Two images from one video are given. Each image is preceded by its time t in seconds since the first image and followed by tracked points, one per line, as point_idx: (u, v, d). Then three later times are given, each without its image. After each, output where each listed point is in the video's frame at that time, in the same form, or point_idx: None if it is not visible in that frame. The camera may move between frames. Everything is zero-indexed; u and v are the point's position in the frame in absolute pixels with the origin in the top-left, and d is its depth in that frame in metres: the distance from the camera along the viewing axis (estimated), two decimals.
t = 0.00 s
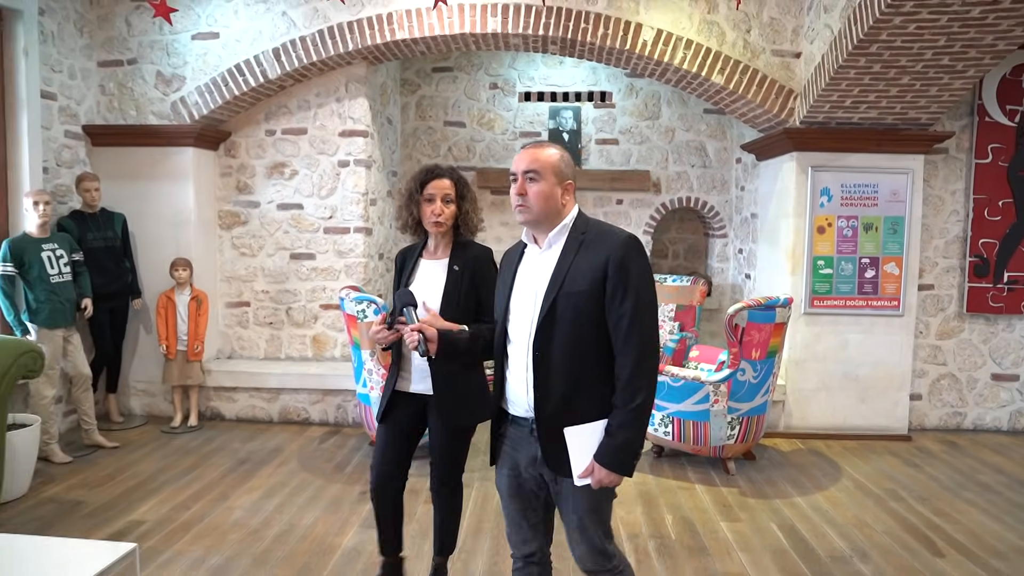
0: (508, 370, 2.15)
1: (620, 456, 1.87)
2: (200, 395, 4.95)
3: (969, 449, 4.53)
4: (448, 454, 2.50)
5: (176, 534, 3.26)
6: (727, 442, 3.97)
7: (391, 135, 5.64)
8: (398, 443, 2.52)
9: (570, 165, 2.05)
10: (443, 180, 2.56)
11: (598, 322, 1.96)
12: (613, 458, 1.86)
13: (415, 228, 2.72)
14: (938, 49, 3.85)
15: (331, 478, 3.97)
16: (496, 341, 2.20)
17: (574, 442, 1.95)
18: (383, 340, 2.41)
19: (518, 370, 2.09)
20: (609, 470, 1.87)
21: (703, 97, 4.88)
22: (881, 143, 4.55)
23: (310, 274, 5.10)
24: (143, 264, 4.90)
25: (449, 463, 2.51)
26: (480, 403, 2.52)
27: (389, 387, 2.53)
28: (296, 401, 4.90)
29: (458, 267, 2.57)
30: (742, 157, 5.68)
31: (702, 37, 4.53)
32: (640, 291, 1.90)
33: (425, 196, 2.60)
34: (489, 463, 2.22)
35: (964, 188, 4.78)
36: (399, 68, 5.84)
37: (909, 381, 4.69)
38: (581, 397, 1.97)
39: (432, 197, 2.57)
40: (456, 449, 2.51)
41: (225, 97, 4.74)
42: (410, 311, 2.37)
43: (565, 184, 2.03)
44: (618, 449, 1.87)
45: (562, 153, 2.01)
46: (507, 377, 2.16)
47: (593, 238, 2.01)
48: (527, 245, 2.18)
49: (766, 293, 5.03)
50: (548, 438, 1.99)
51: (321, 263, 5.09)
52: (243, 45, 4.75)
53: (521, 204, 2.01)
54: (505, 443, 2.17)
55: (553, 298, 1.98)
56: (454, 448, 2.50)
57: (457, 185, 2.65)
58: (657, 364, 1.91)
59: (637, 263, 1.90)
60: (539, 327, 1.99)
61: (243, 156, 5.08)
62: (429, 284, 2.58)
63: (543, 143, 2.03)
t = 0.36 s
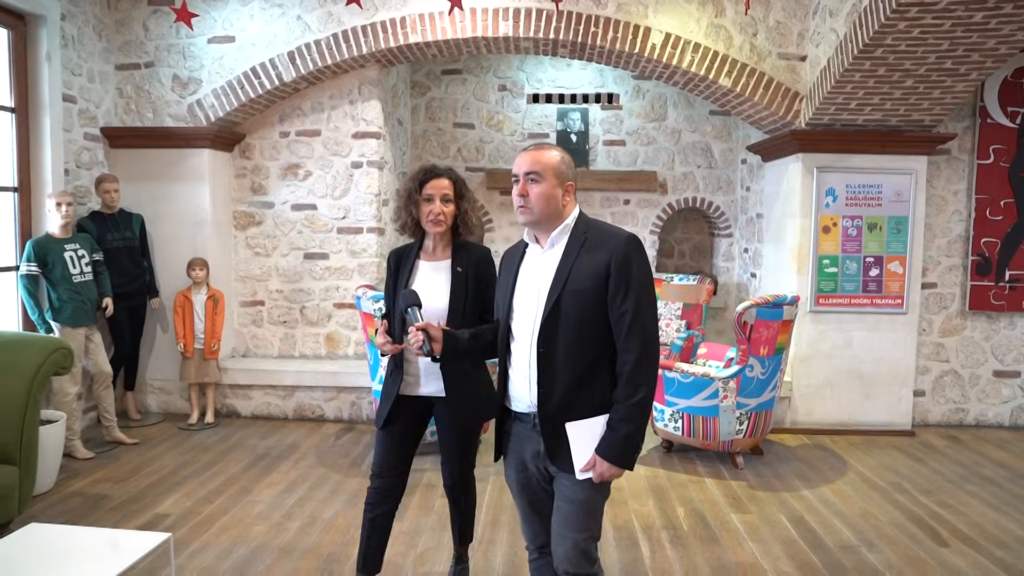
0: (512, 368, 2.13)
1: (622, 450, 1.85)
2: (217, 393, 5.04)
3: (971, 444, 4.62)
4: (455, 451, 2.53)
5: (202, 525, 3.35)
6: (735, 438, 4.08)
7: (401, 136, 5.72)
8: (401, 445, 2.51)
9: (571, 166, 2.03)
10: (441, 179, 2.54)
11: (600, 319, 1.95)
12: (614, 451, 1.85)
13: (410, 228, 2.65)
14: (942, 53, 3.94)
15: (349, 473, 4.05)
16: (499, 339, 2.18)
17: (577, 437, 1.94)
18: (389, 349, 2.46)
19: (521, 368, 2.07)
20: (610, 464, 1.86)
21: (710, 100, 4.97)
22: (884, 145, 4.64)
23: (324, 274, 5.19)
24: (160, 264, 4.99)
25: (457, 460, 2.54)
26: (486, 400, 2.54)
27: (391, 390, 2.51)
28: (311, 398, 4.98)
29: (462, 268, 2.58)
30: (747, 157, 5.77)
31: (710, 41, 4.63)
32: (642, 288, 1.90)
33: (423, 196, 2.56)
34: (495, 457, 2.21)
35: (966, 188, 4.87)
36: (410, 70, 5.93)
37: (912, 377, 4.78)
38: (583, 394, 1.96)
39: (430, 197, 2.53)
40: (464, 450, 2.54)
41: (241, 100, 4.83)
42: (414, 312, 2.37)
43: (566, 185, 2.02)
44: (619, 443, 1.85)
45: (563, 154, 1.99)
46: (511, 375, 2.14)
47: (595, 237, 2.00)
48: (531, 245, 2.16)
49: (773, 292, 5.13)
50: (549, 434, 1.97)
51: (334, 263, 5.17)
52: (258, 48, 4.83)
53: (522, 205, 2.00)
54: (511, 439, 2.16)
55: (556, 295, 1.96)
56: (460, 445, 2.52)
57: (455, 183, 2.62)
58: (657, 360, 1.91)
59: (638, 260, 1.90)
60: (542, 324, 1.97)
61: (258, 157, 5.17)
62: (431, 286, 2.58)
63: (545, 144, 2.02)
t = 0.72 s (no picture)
0: (526, 375, 2.03)
1: (642, 461, 1.76)
2: (231, 392, 5.10)
3: (976, 441, 4.69)
4: (443, 451, 2.45)
5: (224, 522, 3.41)
6: (745, 435, 4.13)
7: (411, 138, 5.78)
8: (388, 453, 2.41)
9: (591, 167, 1.93)
10: (422, 174, 2.48)
11: (622, 327, 1.85)
12: (633, 463, 1.76)
13: (385, 224, 2.50)
14: (948, 56, 4.01)
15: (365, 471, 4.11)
16: (513, 344, 2.07)
17: (594, 447, 1.85)
18: (385, 356, 2.30)
19: (537, 376, 1.96)
20: (629, 475, 1.77)
21: (718, 101, 5.04)
22: (890, 146, 4.70)
23: (336, 274, 5.25)
24: (174, 265, 5.04)
25: (446, 461, 2.46)
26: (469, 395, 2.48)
27: (371, 398, 2.38)
28: (324, 397, 5.04)
29: (441, 264, 2.48)
30: (753, 158, 5.83)
31: (718, 44, 4.69)
32: (665, 296, 1.80)
33: (403, 189, 2.45)
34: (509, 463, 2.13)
35: (971, 189, 4.93)
36: (419, 72, 5.98)
37: (918, 375, 4.85)
38: (602, 403, 1.86)
39: (412, 190, 2.45)
40: (457, 452, 2.47)
41: (255, 102, 4.88)
42: (429, 317, 2.28)
43: (587, 189, 1.91)
44: (639, 454, 1.76)
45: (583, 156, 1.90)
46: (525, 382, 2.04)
47: (617, 243, 1.89)
48: (549, 248, 2.05)
49: (780, 292, 5.19)
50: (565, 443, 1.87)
51: (347, 263, 5.23)
52: (271, 51, 4.89)
53: (539, 209, 1.89)
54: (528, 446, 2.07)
55: (576, 302, 1.86)
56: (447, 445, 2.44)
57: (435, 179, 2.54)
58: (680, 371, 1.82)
59: (663, 268, 1.80)
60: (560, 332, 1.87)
61: (270, 159, 5.22)
62: (410, 285, 2.46)
63: (565, 146, 1.92)
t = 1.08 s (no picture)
0: (548, 377, 1.94)
1: (667, 476, 1.65)
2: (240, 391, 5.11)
3: (983, 439, 4.71)
4: (427, 457, 2.33)
5: (239, 520, 3.43)
6: (755, 433, 4.14)
7: (418, 137, 5.79)
8: (377, 457, 2.34)
9: (620, 158, 1.81)
10: (405, 169, 2.39)
11: (650, 332, 1.74)
12: (657, 478, 1.66)
13: (367, 222, 2.43)
14: (957, 56, 4.03)
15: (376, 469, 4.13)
16: (535, 346, 1.99)
17: (615, 458, 1.76)
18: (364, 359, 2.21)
19: (559, 380, 1.88)
20: (653, 490, 1.67)
21: (725, 101, 5.06)
22: (898, 145, 4.72)
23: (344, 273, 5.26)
24: (183, 264, 5.05)
25: (427, 468, 2.33)
26: (455, 399, 2.39)
27: (355, 401, 2.30)
28: (333, 396, 5.06)
29: (425, 263, 2.39)
30: (759, 157, 5.85)
31: (726, 43, 4.70)
32: (697, 300, 1.69)
33: (385, 185, 2.38)
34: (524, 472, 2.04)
35: (978, 188, 4.95)
36: (425, 72, 5.99)
37: (925, 373, 4.87)
38: (627, 412, 1.77)
39: (393, 186, 2.36)
40: (440, 458, 2.34)
41: (264, 101, 4.89)
42: (444, 309, 2.18)
43: (611, 180, 1.80)
44: (664, 468, 1.65)
45: (609, 145, 1.79)
46: (546, 386, 1.95)
47: (648, 241, 1.79)
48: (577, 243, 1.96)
49: (787, 290, 5.20)
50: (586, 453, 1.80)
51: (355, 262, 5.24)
52: (280, 50, 4.90)
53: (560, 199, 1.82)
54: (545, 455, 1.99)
55: (602, 303, 1.77)
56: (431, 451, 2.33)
57: (418, 175, 2.46)
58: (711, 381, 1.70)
59: (695, 270, 1.68)
60: (585, 334, 1.78)
61: (278, 158, 5.23)
62: (393, 284, 2.37)
63: (592, 134, 1.83)
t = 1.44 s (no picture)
0: (575, 379, 1.85)
1: (703, 481, 1.56)
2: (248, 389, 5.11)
3: (989, 434, 4.74)
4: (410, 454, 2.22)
5: (254, 516, 3.44)
6: (763, 428, 4.16)
7: (425, 135, 5.81)
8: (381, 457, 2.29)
9: (647, 149, 1.72)
10: (406, 162, 2.31)
11: (685, 331, 1.65)
12: (693, 482, 1.56)
13: (366, 215, 2.39)
14: (965, 53, 4.05)
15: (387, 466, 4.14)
16: (562, 346, 1.90)
17: (647, 462, 1.65)
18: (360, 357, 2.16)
19: (588, 381, 1.79)
20: (688, 497, 1.56)
21: (732, 98, 5.08)
22: (904, 142, 4.75)
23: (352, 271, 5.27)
24: (192, 263, 5.06)
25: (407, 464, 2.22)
26: (454, 399, 2.29)
27: (356, 400, 2.25)
28: (341, 394, 5.07)
29: (425, 259, 2.30)
30: (764, 155, 5.87)
31: (734, 41, 4.73)
32: (737, 298, 1.60)
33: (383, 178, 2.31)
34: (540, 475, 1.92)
35: (983, 184, 4.98)
36: (431, 70, 6.01)
37: (931, 369, 4.90)
38: (661, 416, 1.67)
39: (391, 180, 2.28)
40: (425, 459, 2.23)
41: (272, 99, 4.90)
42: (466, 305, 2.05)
43: (637, 173, 1.72)
44: (700, 473, 1.56)
45: (632, 137, 1.71)
46: (573, 388, 1.86)
47: (683, 236, 1.70)
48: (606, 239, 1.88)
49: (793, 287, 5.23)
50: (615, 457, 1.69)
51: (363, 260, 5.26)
52: (289, 48, 4.90)
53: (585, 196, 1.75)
54: (563, 455, 1.87)
55: (635, 300, 1.67)
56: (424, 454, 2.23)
57: (422, 168, 2.37)
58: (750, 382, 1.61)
59: (735, 265, 1.60)
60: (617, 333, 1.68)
61: (286, 156, 5.23)
62: (391, 281, 2.28)
63: (616, 126, 1.75)
